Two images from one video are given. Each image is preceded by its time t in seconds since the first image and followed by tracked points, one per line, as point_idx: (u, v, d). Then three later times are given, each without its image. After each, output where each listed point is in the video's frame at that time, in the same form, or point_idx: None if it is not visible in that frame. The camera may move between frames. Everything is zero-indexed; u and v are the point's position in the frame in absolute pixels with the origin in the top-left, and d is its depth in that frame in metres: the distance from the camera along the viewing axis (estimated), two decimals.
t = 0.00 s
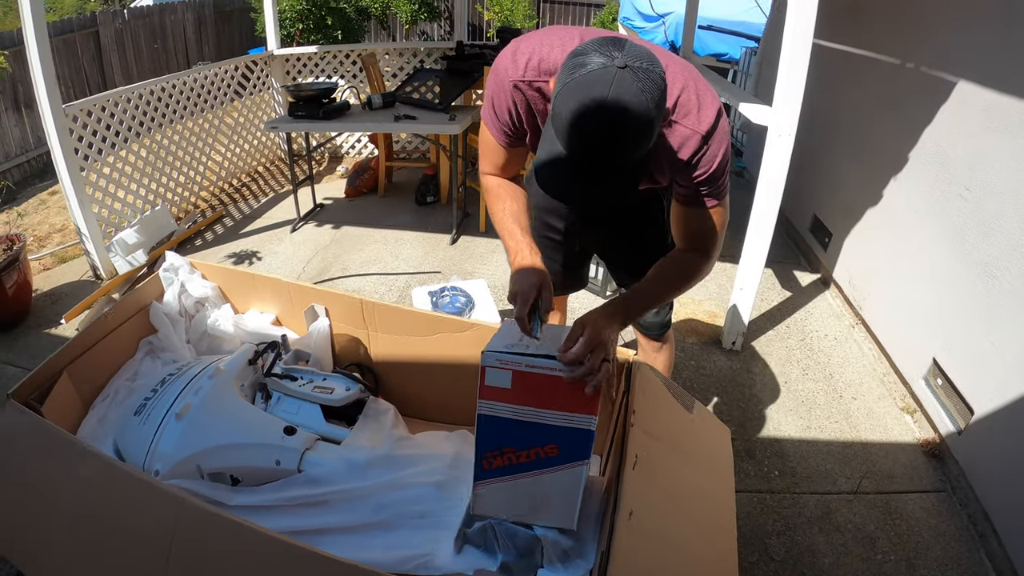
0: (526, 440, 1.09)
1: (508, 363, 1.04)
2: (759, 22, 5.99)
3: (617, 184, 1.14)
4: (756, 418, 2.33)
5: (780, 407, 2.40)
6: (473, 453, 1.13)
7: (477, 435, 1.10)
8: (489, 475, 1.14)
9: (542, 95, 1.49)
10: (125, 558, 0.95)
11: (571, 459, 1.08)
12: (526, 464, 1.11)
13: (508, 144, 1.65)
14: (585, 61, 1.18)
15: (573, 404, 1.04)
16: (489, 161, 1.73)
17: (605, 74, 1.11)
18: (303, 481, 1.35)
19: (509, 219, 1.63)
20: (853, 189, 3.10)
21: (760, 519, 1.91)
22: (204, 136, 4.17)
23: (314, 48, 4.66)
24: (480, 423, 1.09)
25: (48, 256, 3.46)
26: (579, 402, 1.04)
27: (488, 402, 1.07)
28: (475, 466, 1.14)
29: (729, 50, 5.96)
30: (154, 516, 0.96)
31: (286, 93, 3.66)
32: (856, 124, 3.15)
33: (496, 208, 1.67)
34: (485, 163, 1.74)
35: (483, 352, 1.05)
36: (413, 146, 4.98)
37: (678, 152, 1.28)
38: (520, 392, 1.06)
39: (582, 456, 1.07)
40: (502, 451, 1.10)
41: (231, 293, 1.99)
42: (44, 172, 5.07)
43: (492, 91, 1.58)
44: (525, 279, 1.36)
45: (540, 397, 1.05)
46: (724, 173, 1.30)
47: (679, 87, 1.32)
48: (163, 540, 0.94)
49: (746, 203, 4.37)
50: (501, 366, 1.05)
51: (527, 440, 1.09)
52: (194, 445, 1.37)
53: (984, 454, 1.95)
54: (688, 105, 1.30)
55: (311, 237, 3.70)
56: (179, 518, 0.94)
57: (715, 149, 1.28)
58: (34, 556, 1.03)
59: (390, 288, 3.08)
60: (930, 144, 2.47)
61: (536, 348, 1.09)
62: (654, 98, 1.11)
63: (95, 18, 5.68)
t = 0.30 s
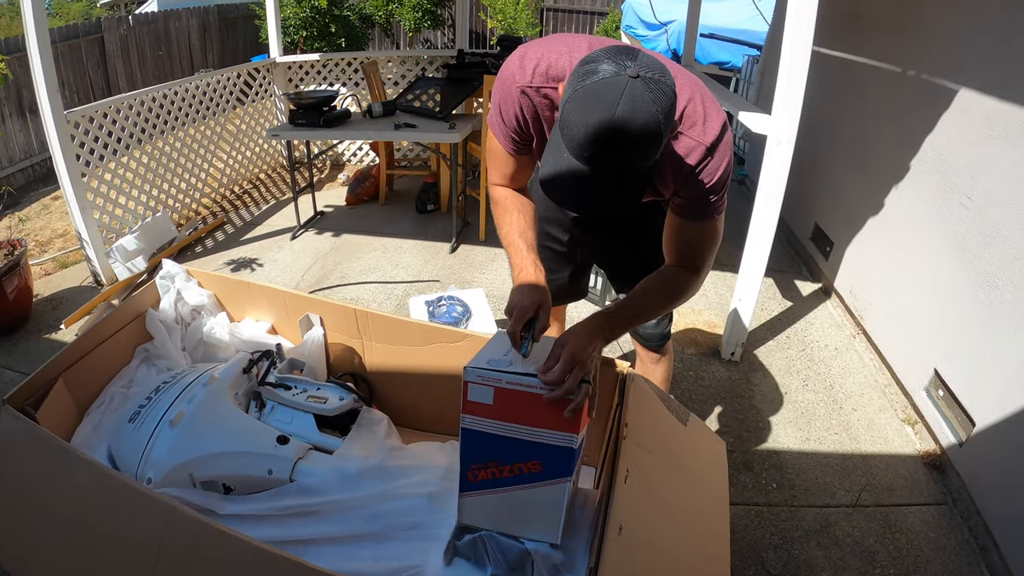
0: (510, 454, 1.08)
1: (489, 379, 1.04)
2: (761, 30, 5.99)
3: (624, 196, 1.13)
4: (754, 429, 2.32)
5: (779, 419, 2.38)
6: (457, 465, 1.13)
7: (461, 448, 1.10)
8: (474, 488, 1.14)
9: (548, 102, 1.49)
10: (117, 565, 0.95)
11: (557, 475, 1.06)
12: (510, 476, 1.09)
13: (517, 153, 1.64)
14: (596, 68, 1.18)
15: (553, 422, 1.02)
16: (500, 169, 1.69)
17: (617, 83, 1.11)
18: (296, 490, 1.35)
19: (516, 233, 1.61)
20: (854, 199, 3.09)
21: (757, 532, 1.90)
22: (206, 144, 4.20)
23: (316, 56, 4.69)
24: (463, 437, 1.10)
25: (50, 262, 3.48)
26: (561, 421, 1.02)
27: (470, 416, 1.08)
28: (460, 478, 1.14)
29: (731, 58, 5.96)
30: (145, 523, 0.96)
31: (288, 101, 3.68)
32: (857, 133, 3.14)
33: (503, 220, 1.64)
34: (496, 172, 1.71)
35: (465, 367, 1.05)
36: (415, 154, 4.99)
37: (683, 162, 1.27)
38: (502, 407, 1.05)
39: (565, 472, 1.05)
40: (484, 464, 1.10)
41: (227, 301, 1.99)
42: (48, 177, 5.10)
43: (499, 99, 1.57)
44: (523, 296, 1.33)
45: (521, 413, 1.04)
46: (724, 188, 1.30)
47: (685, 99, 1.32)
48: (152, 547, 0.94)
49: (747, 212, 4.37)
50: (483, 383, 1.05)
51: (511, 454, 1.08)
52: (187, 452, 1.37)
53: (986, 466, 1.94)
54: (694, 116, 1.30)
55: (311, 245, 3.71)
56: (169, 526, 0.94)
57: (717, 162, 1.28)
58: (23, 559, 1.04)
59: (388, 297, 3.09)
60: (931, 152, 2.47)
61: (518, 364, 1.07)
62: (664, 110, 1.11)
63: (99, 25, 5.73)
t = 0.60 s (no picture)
0: (504, 472, 1.07)
1: (480, 398, 1.02)
2: (764, 36, 5.98)
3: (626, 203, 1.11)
4: (755, 439, 2.30)
5: (781, 428, 2.36)
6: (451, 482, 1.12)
7: (455, 465, 1.09)
8: (468, 505, 1.13)
9: (551, 108, 1.49)
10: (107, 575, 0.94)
11: (550, 492, 1.06)
12: (504, 493, 1.09)
13: (517, 161, 1.62)
14: (598, 70, 1.17)
15: (546, 442, 1.02)
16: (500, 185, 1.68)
17: (619, 85, 1.10)
18: (291, 500, 1.34)
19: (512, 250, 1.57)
20: (857, 205, 3.07)
21: (757, 544, 1.88)
22: (208, 149, 4.21)
23: (319, 61, 4.70)
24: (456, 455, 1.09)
25: (51, 266, 3.49)
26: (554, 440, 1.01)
27: (464, 435, 1.06)
28: (454, 494, 1.13)
29: (734, 64, 5.95)
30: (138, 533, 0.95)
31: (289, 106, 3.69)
32: (860, 140, 3.13)
33: (500, 235, 1.62)
34: (495, 186, 1.69)
35: (456, 387, 1.03)
36: (417, 160, 5.00)
37: (687, 168, 1.26)
38: (494, 427, 1.03)
39: (559, 490, 1.05)
40: (477, 482, 1.09)
41: (225, 308, 1.98)
42: (51, 181, 5.13)
43: (500, 104, 1.56)
44: (516, 319, 1.29)
45: (513, 432, 1.03)
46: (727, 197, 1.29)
47: (689, 105, 1.32)
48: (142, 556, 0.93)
49: (749, 219, 4.35)
50: (475, 401, 1.03)
51: (505, 473, 1.07)
52: (182, 461, 1.36)
53: (990, 477, 1.91)
54: (697, 123, 1.30)
55: (312, 250, 3.71)
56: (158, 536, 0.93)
57: (721, 169, 1.27)
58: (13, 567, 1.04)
59: (388, 303, 3.08)
60: (935, 158, 2.45)
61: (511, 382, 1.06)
62: (667, 113, 1.09)
63: (103, 29, 5.76)
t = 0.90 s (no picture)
0: (502, 475, 1.06)
1: (479, 400, 1.01)
2: (767, 34, 5.95)
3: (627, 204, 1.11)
4: (759, 440, 2.28)
5: (784, 429, 2.35)
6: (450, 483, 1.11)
7: (453, 468, 1.09)
8: (466, 507, 1.12)
9: (550, 106, 1.47)
10: None
11: (549, 495, 1.05)
12: (503, 496, 1.08)
13: (517, 159, 1.61)
14: (596, 67, 1.16)
15: (545, 445, 1.01)
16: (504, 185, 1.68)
17: (617, 83, 1.09)
18: (290, 502, 1.33)
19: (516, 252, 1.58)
20: (861, 204, 3.05)
21: (760, 546, 1.87)
22: (210, 150, 4.21)
23: (320, 61, 4.70)
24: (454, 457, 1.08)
25: (54, 267, 3.50)
26: (553, 442, 1.00)
27: (462, 435, 1.05)
28: (453, 496, 1.12)
29: (738, 62, 5.94)
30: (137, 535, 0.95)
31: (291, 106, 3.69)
32: (864, 138, 3.11)
33: (504, 236, 1.62)
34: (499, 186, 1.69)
35: (454, 387, 1.02)
36: (419, 160, 5.00)
37: (689, 166, 1.24)
38: (493, 429, 1.03)
39: (557, 493, 1.04)
40: (475, 484, 1.08)
41: (225, 310, 1.98)
42: (54, 183, 5.15)
43: (499, 102, 1.55)
44: (520, 325, 1.28)
45: (511, 434, 1.02)
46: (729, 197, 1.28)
47: (691, 102, 1.30)
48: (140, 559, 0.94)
49: (752, 218, 4.33)
50: (473, 403, 1.02)
51: (504, 475, 1.06)
52: (181, 463, 1.35)
53: (995, 478, 1.90)
54: (700, 121, 1.28)
55: (314, 251, 3.71)
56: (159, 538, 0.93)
57: (723, 168, 1.26)
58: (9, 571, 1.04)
59: (390, 304, 3.08)
60: (940, 156, 2.43)
61: (509, 385, 1.05)
62: (665, 112, 1.08)
63: (105, 30, 5.79)
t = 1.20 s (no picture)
0: (499, 480, 1.06)
1: (473, 406, 1.01)
2: (767, 33, 5.95)
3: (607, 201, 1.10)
4: (760, 439, 2.28)
5: (785, 429, 2.34)
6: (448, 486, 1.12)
7: (452, 473, 1.09)
8: (464, 510, 1.12)
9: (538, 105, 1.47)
10: None
11: (545, 499, 1.05)
12: (500, 496, 1.08)
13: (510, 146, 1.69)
14: (574, 62, 1.16)
15: (540, 450, 1.01)
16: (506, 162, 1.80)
17: (591, 77, 1.08)
18: (291, 503, 1.33)
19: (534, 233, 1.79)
20: (862, 203, 3.05)
21: (761, 546, 1.86)
22: (210, 151, 4.21)
23: (320, 62, 4.70)
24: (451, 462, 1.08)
25: (55, 268, 3.51)
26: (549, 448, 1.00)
27: (458, 442, 1.05)
28: (450, 499, 1.12)
29: (737, 61, 5.95)
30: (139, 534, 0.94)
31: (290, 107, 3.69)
32: (864, 137, 3.10)
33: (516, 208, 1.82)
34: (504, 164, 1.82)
35: (449, 395, 1.02)
36: (419, 160, 5.01)
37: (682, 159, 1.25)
38: (488, 435, 1.02)
39: (553, 499, 1.04)
40: (471, 488, 1.09)
41: (225, 310, 1.98)
42: (54, 184, 5.15)
43: (493, 102, 1.55)
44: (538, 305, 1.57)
45: (507, 440, 1.02)
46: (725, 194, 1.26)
47: (683, 98, 1.31)
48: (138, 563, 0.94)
49: (752, 217, 4.33)
50: (468, 410, 1.02)
51: (500, 480, 1.06)
52: (181, 463, 1.35)
53: (996, 478, 1.89)
54: (692, 115, 1.29)
55: (314, 252, 3.71)
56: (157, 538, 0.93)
57: (718, 162, 1.25)
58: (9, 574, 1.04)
59: (390, 305, 3.08)
60: (940, 155, 2.42)
61: (504, 391, 1.04)
62: (640, 104, 1.07)
63: (105, 31, 5.79)
